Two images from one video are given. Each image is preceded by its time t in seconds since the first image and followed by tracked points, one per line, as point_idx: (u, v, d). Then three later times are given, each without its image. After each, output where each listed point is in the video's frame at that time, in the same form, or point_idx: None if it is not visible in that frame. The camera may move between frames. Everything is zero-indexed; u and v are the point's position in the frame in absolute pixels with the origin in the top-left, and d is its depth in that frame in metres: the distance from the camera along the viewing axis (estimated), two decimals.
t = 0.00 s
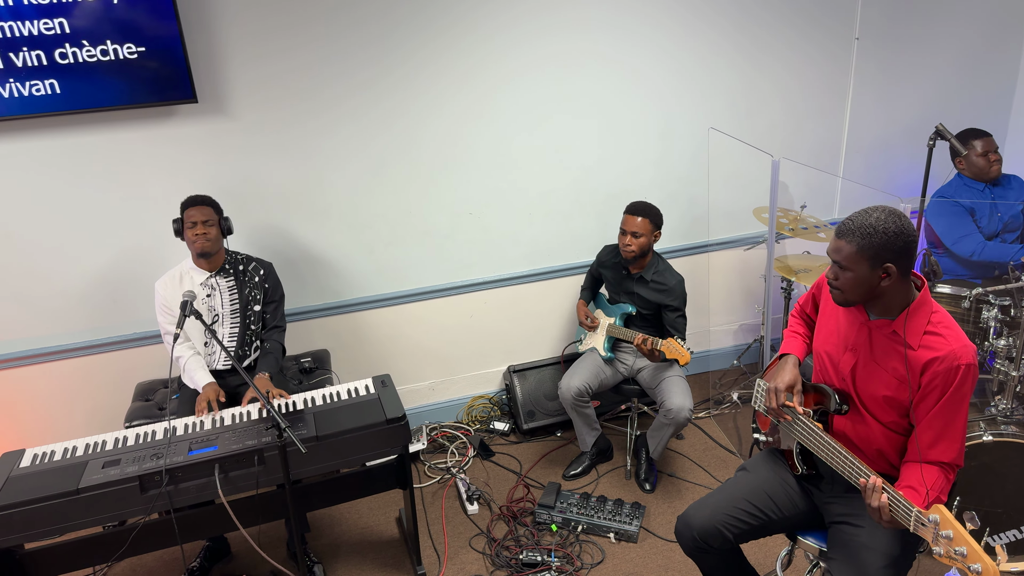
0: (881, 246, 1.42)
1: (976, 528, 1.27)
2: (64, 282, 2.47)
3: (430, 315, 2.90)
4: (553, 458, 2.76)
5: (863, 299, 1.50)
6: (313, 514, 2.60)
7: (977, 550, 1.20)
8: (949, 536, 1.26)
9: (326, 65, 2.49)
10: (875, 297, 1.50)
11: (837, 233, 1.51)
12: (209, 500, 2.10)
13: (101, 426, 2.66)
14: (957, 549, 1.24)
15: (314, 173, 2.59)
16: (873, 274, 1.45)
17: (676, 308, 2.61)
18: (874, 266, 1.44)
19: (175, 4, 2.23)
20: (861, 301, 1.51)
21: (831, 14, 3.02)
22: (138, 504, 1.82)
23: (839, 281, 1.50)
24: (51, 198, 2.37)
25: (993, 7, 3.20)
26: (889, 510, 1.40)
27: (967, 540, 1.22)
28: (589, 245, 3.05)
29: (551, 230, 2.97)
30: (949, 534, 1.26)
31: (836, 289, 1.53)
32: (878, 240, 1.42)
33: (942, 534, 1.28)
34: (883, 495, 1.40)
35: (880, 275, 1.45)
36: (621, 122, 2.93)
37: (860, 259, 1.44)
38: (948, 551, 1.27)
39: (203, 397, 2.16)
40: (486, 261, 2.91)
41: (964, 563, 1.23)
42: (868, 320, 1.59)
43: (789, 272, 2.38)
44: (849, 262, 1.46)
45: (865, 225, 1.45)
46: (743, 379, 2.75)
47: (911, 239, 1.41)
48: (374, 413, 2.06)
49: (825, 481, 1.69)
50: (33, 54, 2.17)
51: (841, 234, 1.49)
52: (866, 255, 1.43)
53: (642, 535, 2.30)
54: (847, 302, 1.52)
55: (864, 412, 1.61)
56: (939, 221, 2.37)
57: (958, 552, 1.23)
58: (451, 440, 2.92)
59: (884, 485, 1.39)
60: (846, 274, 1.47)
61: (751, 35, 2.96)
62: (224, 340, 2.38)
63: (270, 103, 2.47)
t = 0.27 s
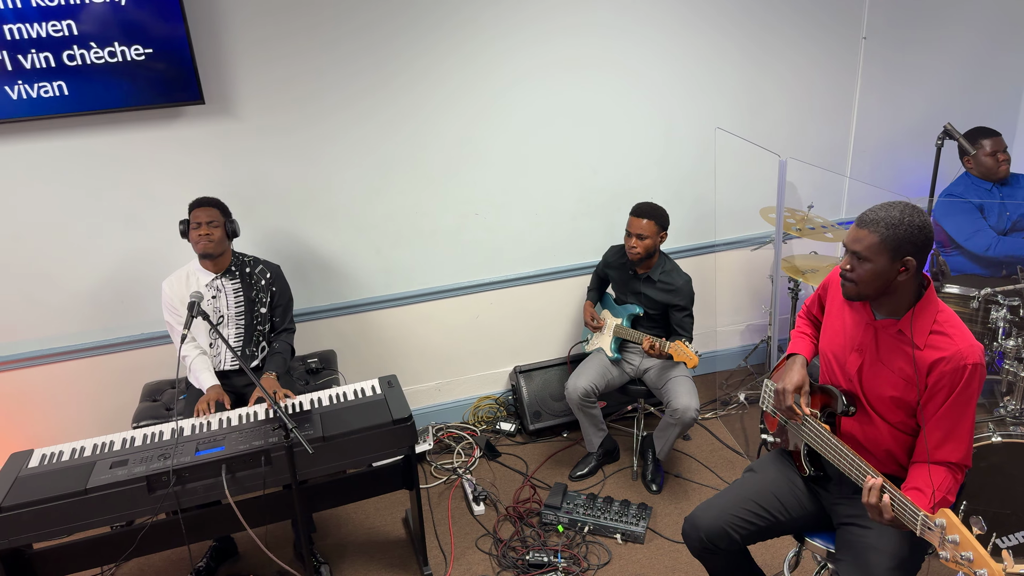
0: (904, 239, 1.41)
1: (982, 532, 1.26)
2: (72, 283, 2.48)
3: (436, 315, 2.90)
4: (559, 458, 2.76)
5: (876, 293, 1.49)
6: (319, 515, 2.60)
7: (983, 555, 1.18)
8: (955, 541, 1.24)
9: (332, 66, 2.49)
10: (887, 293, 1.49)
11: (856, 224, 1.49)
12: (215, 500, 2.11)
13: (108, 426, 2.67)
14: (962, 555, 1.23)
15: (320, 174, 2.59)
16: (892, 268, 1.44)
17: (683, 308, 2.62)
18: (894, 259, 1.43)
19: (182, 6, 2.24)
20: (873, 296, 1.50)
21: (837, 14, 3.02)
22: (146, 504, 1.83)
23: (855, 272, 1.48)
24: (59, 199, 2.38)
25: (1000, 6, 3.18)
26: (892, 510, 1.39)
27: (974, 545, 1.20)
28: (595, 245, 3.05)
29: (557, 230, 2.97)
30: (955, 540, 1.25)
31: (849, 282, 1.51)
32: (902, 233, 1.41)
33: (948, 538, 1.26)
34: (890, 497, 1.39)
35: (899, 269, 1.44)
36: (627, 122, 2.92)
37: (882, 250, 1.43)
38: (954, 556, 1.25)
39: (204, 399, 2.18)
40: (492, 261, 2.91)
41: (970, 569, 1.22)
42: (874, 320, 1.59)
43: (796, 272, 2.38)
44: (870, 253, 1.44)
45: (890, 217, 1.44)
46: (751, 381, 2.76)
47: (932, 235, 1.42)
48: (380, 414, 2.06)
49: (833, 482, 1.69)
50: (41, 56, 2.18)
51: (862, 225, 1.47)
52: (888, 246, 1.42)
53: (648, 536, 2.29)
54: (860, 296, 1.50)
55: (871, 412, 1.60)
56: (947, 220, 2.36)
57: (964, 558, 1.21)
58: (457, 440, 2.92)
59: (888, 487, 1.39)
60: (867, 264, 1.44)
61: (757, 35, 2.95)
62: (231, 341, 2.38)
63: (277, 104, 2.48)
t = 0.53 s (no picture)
0: (918, 236, 1.42)
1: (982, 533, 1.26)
2: (75, 284, 2.48)
3: (438, 316, 2.90)
4: (561, 459, 2.76)
5: (878, 287, 1.49)
6: (322, 516, 2.60)
7: (982, 556, 1.19)
8: (956, 542, 1.24)
9: (333, 67, 2.50)
10: (889, 289, 1.49)
11: (871, 216, 1.49)
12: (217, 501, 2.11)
13: (111, 427, 2.67)
14: (962, 555, 1.23)
15: (322, 175, 2.60)
16: (902, 263, 1.44)
17: (682, 309, 2.63)
18: (906, 255, 1.44)
19: (184, 8, 2.25)
20: (874, 290, 1.50)
21: (838, 15, 3.02)
22: (148, 505, 1.83)
23: (864, 262, 1.47)
24: (62, 200, 2.38)
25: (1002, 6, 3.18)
26: (893, 512, 1.39)
27: (973, 546, 1.20)
28: (597, 246, 3.05)
29: (559, 231, 2.97)
30: (955, 541, 1.25)
31: (854, 271, 1.50)
32: (918, 229, 1.42)
33: (947, 539, 1.26)
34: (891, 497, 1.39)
35: (906, 266, 1.45)
36: (629, 123, 2.93)
37: (897, 243, 1.43)
38: (954, 557, 1.25)
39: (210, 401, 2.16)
40: (493, 262, 2.92)
41: (969, 569, 1.22)
42: (875, 319, 1.59)
43: (799, 272, 2.39)
44: (884, 244, 1.44)
45: (907, 214, 1.45)
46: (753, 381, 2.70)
47: (941, 238, 1.44)
48: (382, 414, 2.06)
49: (835, 482, 1.68)
50: (44, 58, 2.19)
51: (878, 217, 1.47)
52: (903, 241, 1.42)
53: (650, 537, 2.29)
54: (863, 286, 1.50)
55: (872, 411, 1.60)
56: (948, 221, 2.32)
57: (964, 558, 1.22)
58: (459, 441, 2.92)
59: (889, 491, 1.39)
60: (879, 255, 1.44)
61: (758, 36, 2.95)
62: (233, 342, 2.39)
63: (278, 106, 2.48)
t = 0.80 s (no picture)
0: (913, 242, 1.41)
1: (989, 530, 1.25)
2: (76, 284, 2.48)
3: (440, 316, 2.89)
4: (563, 459, 2.76)
5: (879, 296, 1.49)
6: (323, 516, 2.60)
7: (991, 552, 1.18)
8: (963, 538, 1.23)
9: (334, 67, 2.49)
10: (890, 295, 1.49)
11: (864, 226, 1.48)
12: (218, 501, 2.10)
13: (112, 427, 2.67)
14: (970, 552, 1.22)
15: (323, 175, 2.59)
16: (899, 272, 1.43)
17: (688, 310, 2.61)
18: (902, 263, 1.43)
19: (184, 7, 2.24)
20: (875, 298, 1.50)
21: (841, 14, 3.01)
22: (149, 506, 1.82)
23: (862, 274, 1.47)
24: (63, 200, 2.38)
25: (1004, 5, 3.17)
26: (901, 511, 1.39)
27: (981, 542, 1.19)
28: (599, 246, 3.04)
29: (560, 230, 2.97)
30: (962, 537, 1.24)
31: (854, 284, 1.49)
32: (912, 237, 1.41)
33: (954, 536, 1.26)
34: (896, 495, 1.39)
35: (905, 272, 1.44)
36: (630, 122, 2.92)
37: (892, 254, 1.42)
38: (961, 553, 1.25)
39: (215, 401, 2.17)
40: (495, 262, 2.91)
41: (977, 566, 1.21)
42: (879, 319, 1.58)
43: (801, 272, 2.37)
44: (879, 255, 1.43)
45: (900, 220, 1.43)
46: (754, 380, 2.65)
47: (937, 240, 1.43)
48: (383, 414, 2.06)
49: (839, 483, 1.68)
50: (44, 57, 2.18)
51: (870, 227, 1.46)
52: (898, 249, 1.41)
53: (653, 537, 2.28)
54: (863, 297, 1.50)
55: (876, 411, 1.59)
56: (952, 218, 2.33)
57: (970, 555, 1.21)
58: (461, 441, 2.91)
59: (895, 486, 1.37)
60: (875, 267, 1.44)
61: (761, 36, 2.95)
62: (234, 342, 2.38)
63: (279, 105, 2.47)
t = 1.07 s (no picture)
0: (914, 242, 1.40)
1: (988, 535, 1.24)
2: (75, 283, 2.47)
3: (440, 316, 2.89)
4: (563, 459, 2.75)
5: (882, 296, 1.48)
6: (323, 516, 2.59)
7: (990, 559, 1.17)
8: (961, 544, 1.23)
9: (334, 66, 2.48)
10: (893, 296, 1.48)
11: (864, 227, 1.46)
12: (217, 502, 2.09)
13: (111, 427, 2.66)
14: (968, 558, 1.21)
15: (323, 175, 2.58)
16: (902, 272, 1.42)
17: (689, 309, 2.60)
18: (904, 263, 1.42)
19: (184, 6, 2.23)
20: (879, 299, 1.49)
21: (843, 12, 3.00)
22: (148, 507, 1.82)
23: (864, 275, 1.46)
24: (61, 199, 2.37)
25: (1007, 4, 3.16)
26: (900, 516, 1.38)
27: (979, 548, 1.19)
28: (599, 245, 3.03)
29: (561, 230, 2.96)
30: (961, 542, 1.23)
31: (857, 286, 1.48)
32: (912, 236, 1.40)
33: (953, 541, 1.25)
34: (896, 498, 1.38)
35: (907, 272, 1.43)
36: (631, 121, 2.91)
37: (894, 254, 1.41)
38: (959, 559, 1.24)
39: (216, 401, 2.16)
40: (495, 262, 2.90)
41: (975, 572, 1.21)
42: (880, 320, 1.57)
43: (802, 271, 2.35)
44: (881, 256, 1.42)
45: (901, 220, 1.42)
46: (755, 380, 2.66)
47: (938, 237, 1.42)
48: (383, 415, 2.05)
49: (840, 484, 1.67)
50: (43, 57, 2.17)
51: (870, 228, 1.45)
52: (899, 249, 1.40)
53: (653, 538, 2.28)
54: (866, 298, 1.48)
55: (877, 413, 1.58)
56: (957, 217, 2.34)
57: (970, 560, 1.20)
58: (461, 441, 2.91)
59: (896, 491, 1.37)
60: (877, 268, 1.42)
61: (763, 34, 2.94)
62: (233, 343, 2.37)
63: (279, 105, 2.47)
